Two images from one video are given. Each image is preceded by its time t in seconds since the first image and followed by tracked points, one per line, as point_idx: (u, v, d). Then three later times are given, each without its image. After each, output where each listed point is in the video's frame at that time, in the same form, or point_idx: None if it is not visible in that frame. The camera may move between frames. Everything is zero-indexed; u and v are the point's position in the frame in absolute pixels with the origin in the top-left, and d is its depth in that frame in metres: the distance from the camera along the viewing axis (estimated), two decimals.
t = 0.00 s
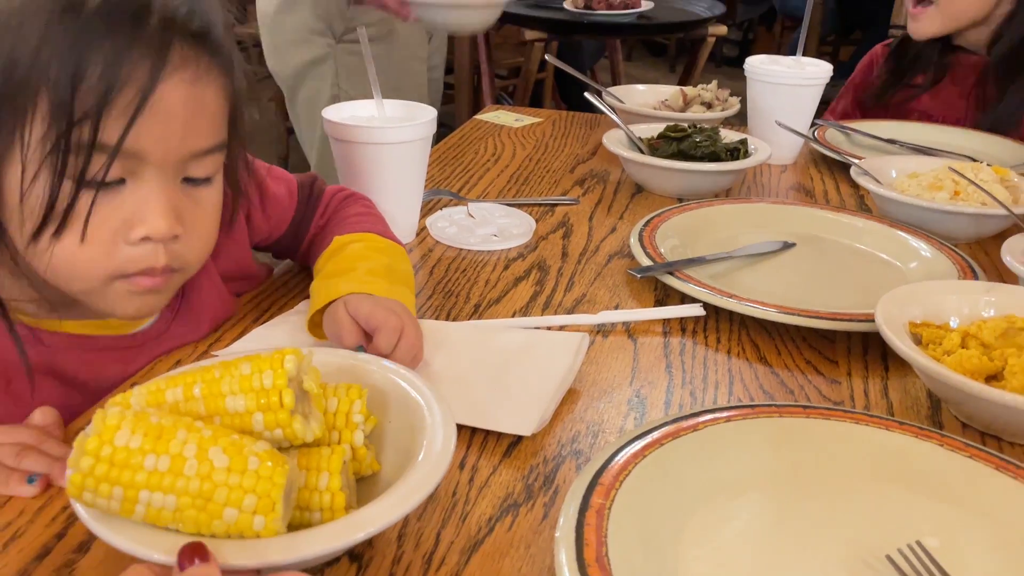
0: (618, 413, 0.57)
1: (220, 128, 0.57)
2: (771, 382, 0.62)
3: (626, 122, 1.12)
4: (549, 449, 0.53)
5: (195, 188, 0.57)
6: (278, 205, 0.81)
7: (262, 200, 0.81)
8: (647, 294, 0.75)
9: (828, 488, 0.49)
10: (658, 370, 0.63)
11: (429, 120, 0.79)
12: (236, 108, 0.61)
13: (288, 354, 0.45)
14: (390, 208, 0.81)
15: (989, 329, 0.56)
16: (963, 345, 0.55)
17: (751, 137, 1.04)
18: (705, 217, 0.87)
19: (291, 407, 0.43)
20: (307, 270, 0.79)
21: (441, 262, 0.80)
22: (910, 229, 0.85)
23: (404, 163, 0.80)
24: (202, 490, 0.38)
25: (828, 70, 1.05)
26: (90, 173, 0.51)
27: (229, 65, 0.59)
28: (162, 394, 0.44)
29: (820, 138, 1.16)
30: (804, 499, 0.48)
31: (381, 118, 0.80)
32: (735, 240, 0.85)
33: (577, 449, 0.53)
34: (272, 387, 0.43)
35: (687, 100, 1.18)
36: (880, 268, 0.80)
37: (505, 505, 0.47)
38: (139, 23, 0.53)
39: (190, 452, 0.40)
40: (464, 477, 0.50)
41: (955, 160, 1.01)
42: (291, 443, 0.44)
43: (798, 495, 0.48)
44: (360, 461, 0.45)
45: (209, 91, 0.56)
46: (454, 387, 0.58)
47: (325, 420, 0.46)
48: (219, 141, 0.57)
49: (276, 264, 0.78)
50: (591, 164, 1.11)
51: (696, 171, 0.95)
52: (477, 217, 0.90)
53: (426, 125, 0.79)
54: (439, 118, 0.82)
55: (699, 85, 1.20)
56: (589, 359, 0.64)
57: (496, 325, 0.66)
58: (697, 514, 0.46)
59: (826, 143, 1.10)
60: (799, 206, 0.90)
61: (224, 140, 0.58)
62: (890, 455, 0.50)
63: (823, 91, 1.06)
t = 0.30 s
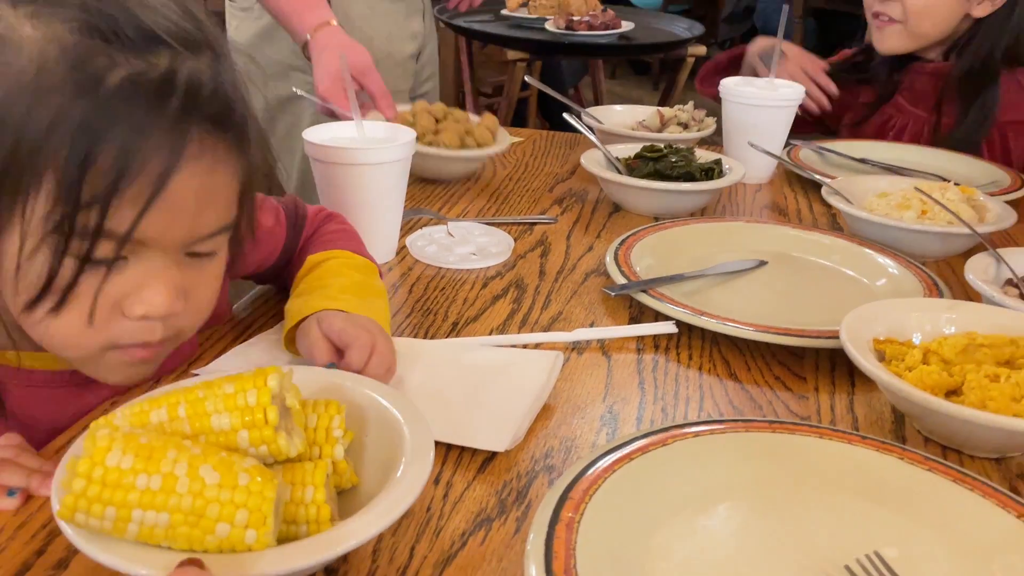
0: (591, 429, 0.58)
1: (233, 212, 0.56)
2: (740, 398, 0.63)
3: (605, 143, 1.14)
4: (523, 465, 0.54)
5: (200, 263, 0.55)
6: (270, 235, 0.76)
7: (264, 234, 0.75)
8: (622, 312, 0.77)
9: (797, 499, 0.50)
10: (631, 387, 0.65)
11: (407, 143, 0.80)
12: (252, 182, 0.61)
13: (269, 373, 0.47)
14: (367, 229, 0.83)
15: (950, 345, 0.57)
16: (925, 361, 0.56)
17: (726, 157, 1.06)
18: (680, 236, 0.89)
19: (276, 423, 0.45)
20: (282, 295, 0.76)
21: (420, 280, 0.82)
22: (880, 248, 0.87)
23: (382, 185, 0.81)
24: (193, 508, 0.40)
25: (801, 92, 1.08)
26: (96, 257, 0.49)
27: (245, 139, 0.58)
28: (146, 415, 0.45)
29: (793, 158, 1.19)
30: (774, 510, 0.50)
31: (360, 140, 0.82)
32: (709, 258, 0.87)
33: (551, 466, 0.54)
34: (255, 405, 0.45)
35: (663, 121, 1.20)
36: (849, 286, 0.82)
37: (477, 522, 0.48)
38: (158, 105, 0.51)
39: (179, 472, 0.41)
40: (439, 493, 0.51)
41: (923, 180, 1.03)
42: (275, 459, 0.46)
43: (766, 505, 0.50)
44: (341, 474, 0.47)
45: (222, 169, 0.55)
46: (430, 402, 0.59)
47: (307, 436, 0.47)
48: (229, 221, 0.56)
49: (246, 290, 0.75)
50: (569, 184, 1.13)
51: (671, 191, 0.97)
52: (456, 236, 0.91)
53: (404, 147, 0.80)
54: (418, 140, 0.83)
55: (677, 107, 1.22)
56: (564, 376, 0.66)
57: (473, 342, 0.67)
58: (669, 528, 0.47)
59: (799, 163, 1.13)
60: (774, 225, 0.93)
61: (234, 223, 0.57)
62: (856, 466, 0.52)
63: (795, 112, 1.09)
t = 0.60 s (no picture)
0: (550, 463, 0.59)
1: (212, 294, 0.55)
2: (696, 429, 0.65)
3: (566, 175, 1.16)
4: (482, 501, 0.55)
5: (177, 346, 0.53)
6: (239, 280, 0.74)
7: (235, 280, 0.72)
8: (582, 342, 0.78)
9: (750, 528, 0.52)
10: (589, 419, 0.66)
11: (368, 180, 0.81)
12: (234, 266, 0.58)
13: (227, 419, 0.47)
14: (328, 266, 0.83)
15: (895, 373, 0.58)
16: (872, 390, 0.57)
17: (682, 189, 1.09)
18: (639, 267, 0.91)
19: (235, 468, 0.45)
20: (245, 334, 0.76)
21: (382, 314, 0.82)
22: (834, 276, 0.89)
23: (342, 222, 0.81)
24: (154, 558, 0.41)
25: (755, 122, 1.12)
26: (76, 357, 0.47)
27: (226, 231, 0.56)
28: (104, 464, 0.45)
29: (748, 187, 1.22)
30: (728, 538, 0.51)
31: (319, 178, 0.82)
32: (668, 288, 0.89)
33: (512, 501, 0.55)
34: (215, 451, 0.45)
35: (623, 152, 1.23)
36: (801, 313, 0.84)
37: (438, 559, 0.49)
38: (137, 196, 0.48)
39: (140, 523, 0.41)
40: (399, 532, 0.51)
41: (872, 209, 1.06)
42: (235, 504, 0.46)
43: (720, 533, 0.51)
44: (301, 516, 0.47)
45: (203, 256, 0.53)
46: (391, 440, 0.59)
47: (266, 479, 0.47)
48: (205, 308, 0.54)
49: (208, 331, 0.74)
50: (531, 215, 1.14)
51: (630, 223, 0.99)
52: (418, 269, 0.92)
53: (365, 184, 0.81)
54: (378, 175, 0.84)
55: (635, 140, 1.26)
56: (525, 409, 0.66)
57: (434, 376, 0.68)
58: (624, 562, 0.48)
59: (754, 193, 1.16)
60: (730, 255, 0.95)
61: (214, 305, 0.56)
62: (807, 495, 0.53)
63: (750, 144, 1.12)
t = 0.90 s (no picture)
0: (461, 539, 0.59)
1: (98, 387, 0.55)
2: (609, 495, 0.65)
3: (492, 232, 1.17)
4: None
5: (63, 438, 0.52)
6: (141, 360, 0.72)
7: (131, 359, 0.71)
8: (501, 406, 0.79)
9: None
10: (503, 489, 0.66)
11: (283, 249, 0.82)
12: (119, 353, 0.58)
13: (118, 522, 0.50)
14: (245, 338, 0.82)
15: (792, 438, 0.60)
16: (769, 454, 0.59)
17: (604, 243, 1.12)
18: (559, 326, 0.92)
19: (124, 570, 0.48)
20: (157, 410, 0.75)
21: (300, 386, 0.81)
22: (749, 330, 0.92)
23: (258, 293, 0.81)
24: None
25: (672, 176, 1.16)
26: None
27: (106, 317, 0.56)
28: None
29: (671, 237, 1.24)
30: None
31: (235, 250, 0.82)
32: (589, 346, 0.90)
33: None
34: (103, 557, 0.47)
35: (548, 207, 1.25)
36: (718, 369, 0.86)
37: None
38: (8, 302, 0.48)
39: None
40: None
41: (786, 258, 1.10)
42: None
43: None
44: None
45: (87, 352, 0.52)
46: (301, 526, 0.59)
47: None
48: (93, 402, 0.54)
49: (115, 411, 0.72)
50: (459, 272, 1.15)
51: (550, 281, 1.00)
52: (339, 336, 0.92)
53: (280, 253, 0.81)
54: (294, 244, 0.85)
55: (560, 194, 1.29)
56: (439, 481, 0.66)
57: (349, 453, 0.68)
58: None
59: (675, 245, 1.19)
60: (652, 309, 0.97)
61: (98, 395, 0.55)
62: (715, 564, 0.54)
63: (668, 197, 1.16)
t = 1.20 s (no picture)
0: None
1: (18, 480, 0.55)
2: (544, 568, 0.66)
3: (436, 295, 1.19)
4: None
5: None
6: (56, 445, 0.72)
7: (46, 444, 0.72)
8: (440, 479, 0.79)
9: None
10: (439, 565, 0.66)
11: (221, 326, 0.82)
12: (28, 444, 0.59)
13: None
14: (184, 417, 0.82)
15: (713, 510, 0.64)
16: (690, 526, 0.62)
17: (545, 304, 1.14)
18: (499, 393, 0.93)
19: None
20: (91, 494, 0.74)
21: (238, 464, 0.81)
22: (684, 391, 0.94)
23: (196, 370, 0.81)
24: None
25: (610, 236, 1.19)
26: None
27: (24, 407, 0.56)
28: None
29: (611, 296, 1.27)
30: None
31: (171, 328, 0.83)
32: (528, 411, 0.92)
33: None
34: None
35: (491, 267, 1.27)
36: (654, 431, 0.88)
37: None
38: None
39: None
40: None
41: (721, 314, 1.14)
42: None
43: None
44: None
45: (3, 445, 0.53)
46: None
47: None
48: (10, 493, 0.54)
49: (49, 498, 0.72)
50: (402, 336, 1.16)
51: (491, 346, 1.01)
52: (280, 409, 0.92)
53: (219, 330, 0.82)
54: (232, 319, 0.85)
55: (503, 255, 1.32)
56: (375, 560, 0.67)
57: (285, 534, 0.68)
58: None
59: (616, 304, 1.22)
60: (592, 371, 0.99)
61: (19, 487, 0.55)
62: None
63: (607, 257, 1.21)
